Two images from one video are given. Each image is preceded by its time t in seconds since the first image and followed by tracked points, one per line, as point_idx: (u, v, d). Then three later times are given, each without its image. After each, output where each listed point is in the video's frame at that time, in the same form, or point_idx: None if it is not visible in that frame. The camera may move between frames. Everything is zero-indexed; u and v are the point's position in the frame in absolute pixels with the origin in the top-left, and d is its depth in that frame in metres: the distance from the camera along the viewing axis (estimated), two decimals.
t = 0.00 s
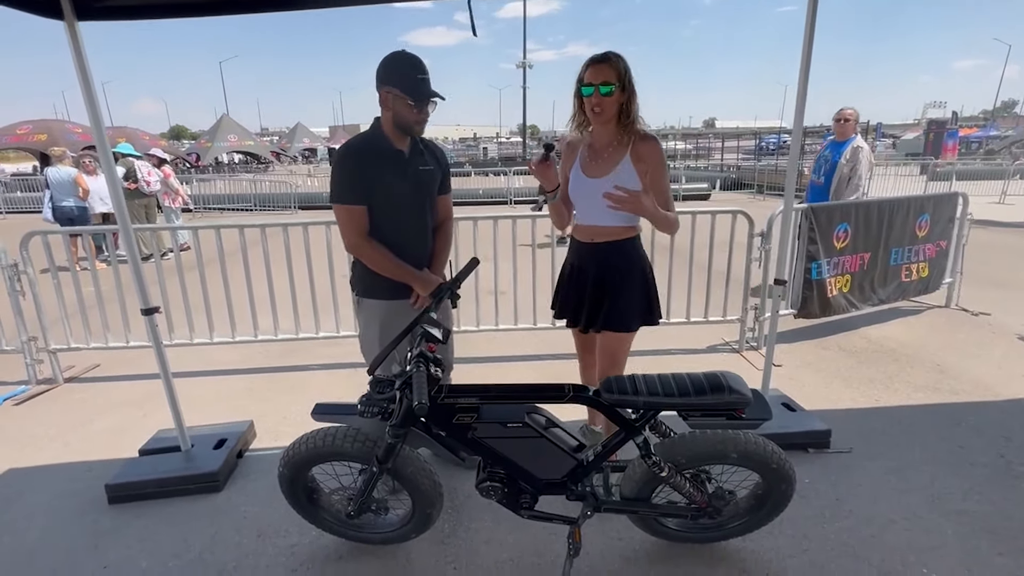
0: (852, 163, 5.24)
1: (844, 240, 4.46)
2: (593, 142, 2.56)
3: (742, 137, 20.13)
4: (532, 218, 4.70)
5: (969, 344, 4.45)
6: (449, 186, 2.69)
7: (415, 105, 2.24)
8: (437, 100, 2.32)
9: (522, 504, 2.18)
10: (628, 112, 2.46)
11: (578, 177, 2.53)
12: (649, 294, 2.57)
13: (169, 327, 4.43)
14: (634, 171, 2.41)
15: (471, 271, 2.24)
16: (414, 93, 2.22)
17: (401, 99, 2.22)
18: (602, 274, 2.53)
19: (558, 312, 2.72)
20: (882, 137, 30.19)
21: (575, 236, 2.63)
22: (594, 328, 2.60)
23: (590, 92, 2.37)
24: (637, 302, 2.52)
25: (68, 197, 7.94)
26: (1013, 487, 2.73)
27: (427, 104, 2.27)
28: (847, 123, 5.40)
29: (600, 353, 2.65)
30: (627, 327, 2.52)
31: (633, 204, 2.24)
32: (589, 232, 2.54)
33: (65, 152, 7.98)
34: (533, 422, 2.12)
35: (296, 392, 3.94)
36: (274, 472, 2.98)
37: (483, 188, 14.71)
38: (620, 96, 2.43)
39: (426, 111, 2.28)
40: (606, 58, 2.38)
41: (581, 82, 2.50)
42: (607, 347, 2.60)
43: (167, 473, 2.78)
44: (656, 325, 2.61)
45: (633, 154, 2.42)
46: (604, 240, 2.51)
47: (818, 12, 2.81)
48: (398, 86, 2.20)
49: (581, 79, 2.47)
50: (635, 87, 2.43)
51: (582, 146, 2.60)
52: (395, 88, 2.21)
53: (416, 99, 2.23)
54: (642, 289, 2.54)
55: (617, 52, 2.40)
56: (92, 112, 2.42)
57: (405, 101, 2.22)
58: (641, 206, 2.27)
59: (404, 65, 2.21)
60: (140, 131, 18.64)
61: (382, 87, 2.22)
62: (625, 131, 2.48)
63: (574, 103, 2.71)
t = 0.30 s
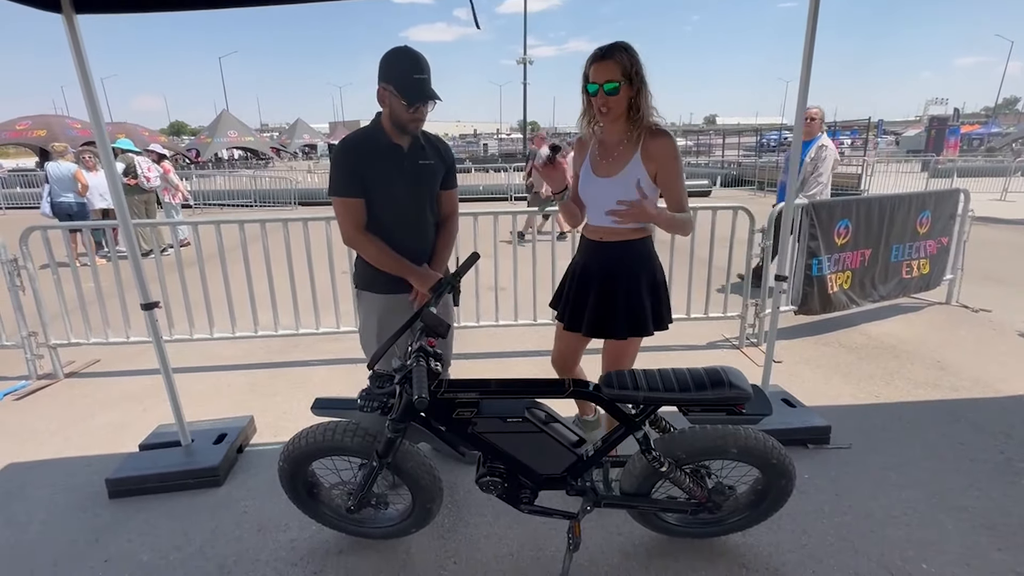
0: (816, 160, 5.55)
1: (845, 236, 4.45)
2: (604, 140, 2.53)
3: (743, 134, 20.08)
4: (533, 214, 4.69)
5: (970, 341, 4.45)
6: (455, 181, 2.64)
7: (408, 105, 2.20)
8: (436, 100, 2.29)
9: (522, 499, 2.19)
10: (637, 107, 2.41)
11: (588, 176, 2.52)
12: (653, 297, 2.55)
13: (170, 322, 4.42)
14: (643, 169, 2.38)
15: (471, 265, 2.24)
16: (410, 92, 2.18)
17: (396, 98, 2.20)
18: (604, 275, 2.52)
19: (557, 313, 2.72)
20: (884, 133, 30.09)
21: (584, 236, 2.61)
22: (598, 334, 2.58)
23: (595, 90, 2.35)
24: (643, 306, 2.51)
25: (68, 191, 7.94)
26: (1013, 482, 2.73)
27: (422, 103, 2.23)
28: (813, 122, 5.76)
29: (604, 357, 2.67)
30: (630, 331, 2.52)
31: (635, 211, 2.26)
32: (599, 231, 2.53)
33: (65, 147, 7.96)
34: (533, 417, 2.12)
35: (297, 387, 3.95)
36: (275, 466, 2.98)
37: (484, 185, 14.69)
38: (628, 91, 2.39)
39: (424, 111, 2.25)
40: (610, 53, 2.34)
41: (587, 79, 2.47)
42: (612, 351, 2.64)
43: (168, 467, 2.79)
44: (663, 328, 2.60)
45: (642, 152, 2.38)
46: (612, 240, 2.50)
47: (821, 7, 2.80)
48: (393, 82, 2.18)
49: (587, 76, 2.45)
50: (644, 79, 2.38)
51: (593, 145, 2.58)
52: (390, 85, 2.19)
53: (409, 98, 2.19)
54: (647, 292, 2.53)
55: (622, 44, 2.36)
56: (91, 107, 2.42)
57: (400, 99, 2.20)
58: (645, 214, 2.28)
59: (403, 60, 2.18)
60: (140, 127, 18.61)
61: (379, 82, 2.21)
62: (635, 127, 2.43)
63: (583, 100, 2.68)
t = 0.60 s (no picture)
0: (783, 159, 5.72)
1: (845, 234, 4.45)
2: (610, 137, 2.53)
3: (743, 132, 20.05)
4: (533, 212, 4.69)
5: (969, 339, 4.44)
6: (463, 177, 2.61)
7: (409, 103, 2.19)
8: (440, 98, 2.27)
9: (521, 496, 2.19)
10: (640, 102, 2.39)
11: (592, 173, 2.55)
12: (654, 298, 2.54)
13: (170, 320, 4.42)
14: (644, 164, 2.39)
15: (472, 262, 2.24)
16: (412, 90, 2.17)
17: (399, 96, 2.19)
18: (602, 272, 2.52)
19: (556, 306, 2.74)
20: (884, 131, 30.08)
21: (586, 233, 2.62)
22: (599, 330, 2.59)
23: (596, 85, 2.38)
24: (642, 308, 2.50)
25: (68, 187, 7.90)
26: (1012, 480, 2.74)
27: (425, 102, 2.21)
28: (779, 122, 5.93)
29: (611, 356, 2.66)
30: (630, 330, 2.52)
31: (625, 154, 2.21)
32: (601, 227, 2.53)
33: (64, 144, 7.94)
34: (533, 415, 2.12)
35: (297, 385, 3.94)
36: (275, 464, 2.98)
37: (484, 183, 14.67)
38: (631, 85, 2.38)
39: (426, 110, 2.23)
40: (610, 48, 2.35)
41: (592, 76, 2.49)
42: (619, 349, 2.63)
43: (168, 465, 2.79)
44: (665, 330, 2.58)
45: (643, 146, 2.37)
46: (613, 237, 2.50)
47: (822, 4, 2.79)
48: (396, 80, 2.18)
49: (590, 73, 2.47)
50: (646, 73, 2.36)
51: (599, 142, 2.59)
52: (393, 82, 2.19)
53: (410, 96, 2.18)
54: (648, 294, 2.52)
55: (625, 39, 2.36)
56: (91, 104, 2.41)
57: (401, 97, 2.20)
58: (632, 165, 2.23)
59: (406, 58, 2.16)
60: (140, 124, 18.60)
61: (383, 79, 2.21)
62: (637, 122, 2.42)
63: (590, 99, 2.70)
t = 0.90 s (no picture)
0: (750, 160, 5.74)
1: (845, 233, 4.45)
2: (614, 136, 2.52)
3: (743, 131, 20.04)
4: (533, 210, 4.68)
5: (969, 339, 4.45)
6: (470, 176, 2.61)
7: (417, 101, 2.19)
8: (447, 97, 2.26)
9: (522, 494, 2.19)
10: (639, 99, 2.37)
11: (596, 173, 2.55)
12: (655, 297, 2.54)
13: (169, 318, 4.42)
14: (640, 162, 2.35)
15: (472, 262, 2.24)
16: (420, 90, 2.17)
17: (406, 94, 2.19)
18: (603, 270, 2.52)
19: (558, 303, 2.75)
20: (883, 131, 30.19)
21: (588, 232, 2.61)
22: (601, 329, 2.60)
23: (597, 85, 2.39)
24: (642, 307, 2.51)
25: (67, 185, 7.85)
26: (1011, 479, 2.74)
27: (433, 101, 2.21)
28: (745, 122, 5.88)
29: (612, 354, 2.68)
30: (630, 328, 2.52)
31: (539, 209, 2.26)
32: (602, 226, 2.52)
33: (64, 141, 7.91)
34: (534, 413, 2.12)
35: (297, 383, 3.94)
36: (275, 462, 2.98)
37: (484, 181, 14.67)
38: (631, 83, 2.38)
39: (434, 108, 2.23)
40: (610, 46, 2.36)
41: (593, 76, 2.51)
42: (621, 347, 2.64)
43: (168, 463, 2.79)
44: (665, 331, 2.58)
45: (640, 144, 2.33)
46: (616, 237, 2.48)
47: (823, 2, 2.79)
48: (404, 78, 2.17)
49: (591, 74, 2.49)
50: (647, 70, 2.37)
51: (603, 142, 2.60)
52: (401, 80, 2.18)
53: (419, 94, 2.17)
54: (648, 294, 2.53)
55: (624, 39, 2.37)
56: (91, 102, 2.41)
57: (407, 96, 2.19)
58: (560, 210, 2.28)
59: (414, 57, 2.16)
60: (140, 121, 18.59)
61: (392, 78, 2.21)
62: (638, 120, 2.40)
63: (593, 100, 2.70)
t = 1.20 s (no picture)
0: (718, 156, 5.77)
1: (844, 233, 4.46)
2: (616, 133, 2.52)
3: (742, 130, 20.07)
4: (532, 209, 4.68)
5: (967, 338, 4.46)
6: (474, 175, 2.62)
7: (425, 97, 2.20)
8: (454, 94, 2.27)
9: (520, 493, 2.19)
10: (647, 98, 2.39)
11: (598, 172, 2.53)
12: (656, 296, 2.55)
13: (168, 316, 4.41)
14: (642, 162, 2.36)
15: (471, 261, 2.25)
16: (428, 87, 2.17)
17: (413, 92, 2.19)
18: (602, 268, 2.52)
19: (557, 302, 2.75)
20: (882, 130, 30.22)
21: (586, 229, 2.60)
22: (600, 329, 2.61)
23: (607, 80, 2.36)
24: (642, 306, 2.52)
25: (64, 184, 7.86)
26: (1009, 479, 2.75)
27: (440, 97, 2.22)
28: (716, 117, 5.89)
29: (611, 352, 2.68)
30: (630, 327, 2.53)
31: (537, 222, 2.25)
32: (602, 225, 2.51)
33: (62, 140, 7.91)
34: (533, 412, 2.12)
35: (296, 382, 3.94)
36: (274, 460, 2.98)
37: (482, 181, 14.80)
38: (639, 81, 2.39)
39: (440, 106, 2.24)
40: (620, 43, 2.36)
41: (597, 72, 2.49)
42: (619, 346, 2.65)
43: (167, 461, 2.79)
44: (664, 329, 2.60)
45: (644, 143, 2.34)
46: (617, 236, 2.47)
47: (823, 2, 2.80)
48: (411, 75, 2.17)
49: (597, 70, 2.47)
50: (655, 71, 2.39)
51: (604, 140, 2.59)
52: (408, 77, 2.18)
53: (427, 90, 2.18)
54: (648, 293, 2.54)
55: (633, 38, 2.37)
56: (90, 100, 2.41)
57: (415, 94, 2.19)
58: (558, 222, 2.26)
59: (421, 56, 2.15)
60: (139, 120, 18.57)
61: (398, 75, 2.21)
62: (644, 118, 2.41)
63: (593, 97, 2.71)
